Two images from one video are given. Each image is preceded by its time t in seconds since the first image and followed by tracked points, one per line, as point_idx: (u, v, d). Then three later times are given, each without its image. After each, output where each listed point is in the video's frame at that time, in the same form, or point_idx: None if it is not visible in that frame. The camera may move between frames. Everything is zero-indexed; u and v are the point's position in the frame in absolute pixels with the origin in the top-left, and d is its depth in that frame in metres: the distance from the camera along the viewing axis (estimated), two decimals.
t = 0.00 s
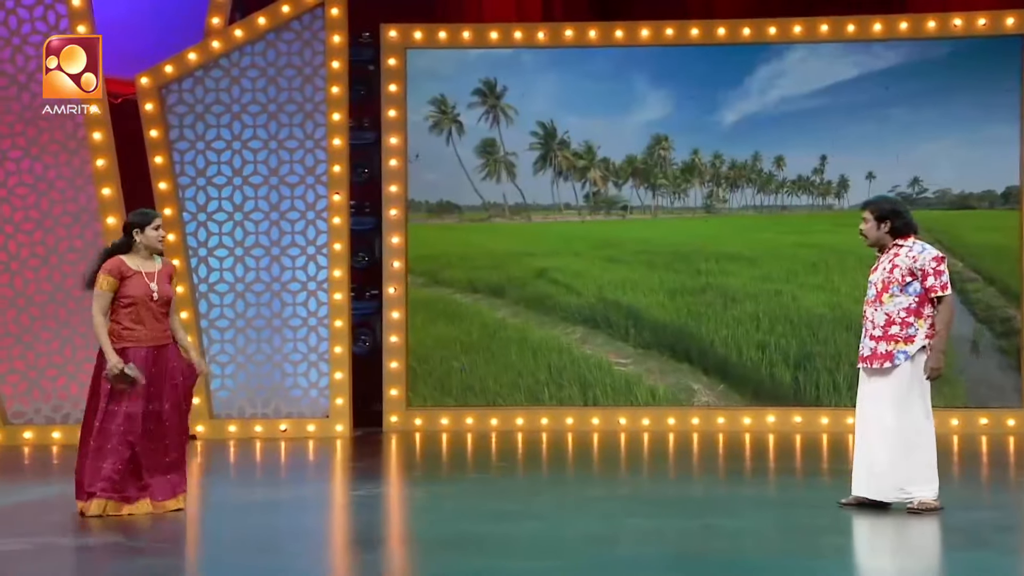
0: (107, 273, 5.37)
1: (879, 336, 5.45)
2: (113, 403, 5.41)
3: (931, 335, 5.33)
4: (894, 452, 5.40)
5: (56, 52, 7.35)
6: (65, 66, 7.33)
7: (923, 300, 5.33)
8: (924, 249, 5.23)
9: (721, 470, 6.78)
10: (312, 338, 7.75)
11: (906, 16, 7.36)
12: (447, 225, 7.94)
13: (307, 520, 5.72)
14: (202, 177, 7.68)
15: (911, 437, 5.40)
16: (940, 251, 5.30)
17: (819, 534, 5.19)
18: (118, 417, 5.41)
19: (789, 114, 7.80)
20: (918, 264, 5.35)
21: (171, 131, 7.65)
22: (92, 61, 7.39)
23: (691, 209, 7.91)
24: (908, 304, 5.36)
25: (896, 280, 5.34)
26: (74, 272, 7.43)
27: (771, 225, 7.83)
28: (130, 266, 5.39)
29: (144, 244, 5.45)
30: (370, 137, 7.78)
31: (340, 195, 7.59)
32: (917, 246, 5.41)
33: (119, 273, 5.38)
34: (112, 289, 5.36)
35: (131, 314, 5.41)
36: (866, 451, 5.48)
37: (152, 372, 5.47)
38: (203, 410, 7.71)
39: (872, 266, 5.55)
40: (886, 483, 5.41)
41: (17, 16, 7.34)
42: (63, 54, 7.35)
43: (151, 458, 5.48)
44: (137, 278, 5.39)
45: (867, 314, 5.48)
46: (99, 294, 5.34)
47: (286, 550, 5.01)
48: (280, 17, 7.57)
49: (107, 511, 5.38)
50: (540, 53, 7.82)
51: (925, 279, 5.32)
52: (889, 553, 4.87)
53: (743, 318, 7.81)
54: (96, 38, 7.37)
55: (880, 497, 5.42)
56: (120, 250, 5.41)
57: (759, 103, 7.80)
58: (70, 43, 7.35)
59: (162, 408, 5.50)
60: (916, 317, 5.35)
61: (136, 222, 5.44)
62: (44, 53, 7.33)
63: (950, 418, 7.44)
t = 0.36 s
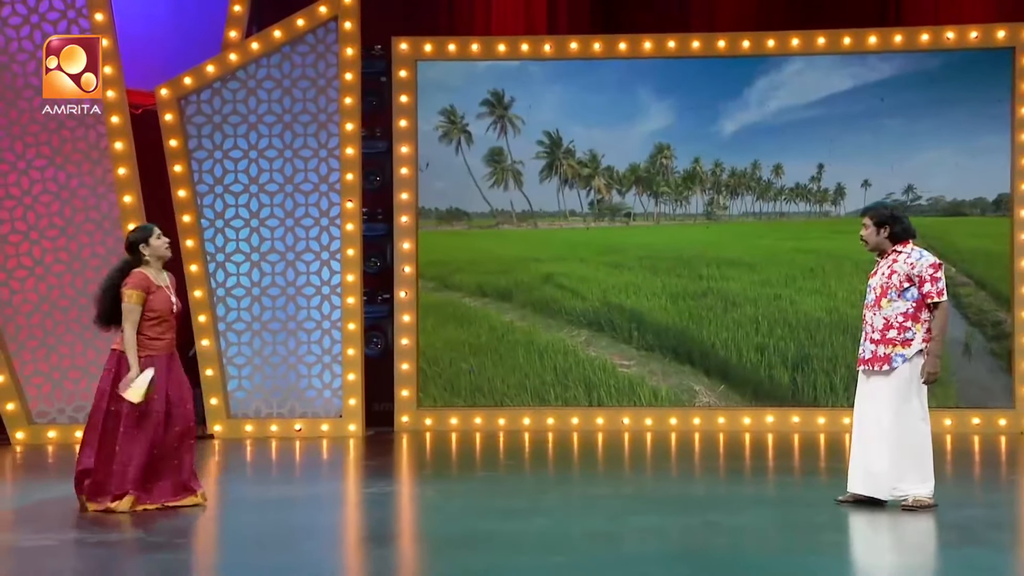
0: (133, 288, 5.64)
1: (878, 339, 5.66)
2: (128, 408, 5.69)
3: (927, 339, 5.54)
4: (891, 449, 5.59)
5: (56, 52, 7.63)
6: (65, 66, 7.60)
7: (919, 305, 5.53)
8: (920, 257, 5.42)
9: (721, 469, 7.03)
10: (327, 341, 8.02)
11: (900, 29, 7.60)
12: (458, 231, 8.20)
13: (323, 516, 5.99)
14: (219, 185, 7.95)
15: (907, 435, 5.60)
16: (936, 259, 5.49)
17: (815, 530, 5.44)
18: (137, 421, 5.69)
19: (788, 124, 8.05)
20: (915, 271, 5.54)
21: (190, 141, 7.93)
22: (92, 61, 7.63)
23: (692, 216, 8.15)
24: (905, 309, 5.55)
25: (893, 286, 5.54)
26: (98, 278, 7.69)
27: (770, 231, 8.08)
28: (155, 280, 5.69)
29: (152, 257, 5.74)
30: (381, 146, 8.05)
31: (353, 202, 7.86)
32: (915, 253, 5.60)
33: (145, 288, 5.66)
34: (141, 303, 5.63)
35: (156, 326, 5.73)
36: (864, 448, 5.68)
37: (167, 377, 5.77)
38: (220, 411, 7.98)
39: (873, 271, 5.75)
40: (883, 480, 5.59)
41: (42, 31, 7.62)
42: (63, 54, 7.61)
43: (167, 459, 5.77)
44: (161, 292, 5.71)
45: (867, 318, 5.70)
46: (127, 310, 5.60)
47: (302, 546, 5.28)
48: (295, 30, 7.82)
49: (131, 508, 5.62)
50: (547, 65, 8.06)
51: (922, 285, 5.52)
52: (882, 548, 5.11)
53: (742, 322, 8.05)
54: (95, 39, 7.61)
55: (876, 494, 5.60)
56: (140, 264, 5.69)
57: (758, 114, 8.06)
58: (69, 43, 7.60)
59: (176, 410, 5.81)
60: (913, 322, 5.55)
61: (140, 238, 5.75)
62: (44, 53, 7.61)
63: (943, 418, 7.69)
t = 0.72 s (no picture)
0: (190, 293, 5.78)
1: (872, 338, 5.74)
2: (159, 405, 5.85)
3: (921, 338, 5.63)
4: (888, 448, 5.68)
5: (55, 52, 7.71)
6: (65, 66, 7.68)
7: (914, 305, 5.61)
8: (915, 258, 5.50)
9: (718, 468, 7.12)
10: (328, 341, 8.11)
11: (895, 33, 7.67)
12: (458, 232, 8.29)
13: (325, 514, 6.07)
14: (222, 187, 8.04)
15: (903, 434, 5.68)
16: (930, 259, 5.57)
17: (810, 528, 5.52)
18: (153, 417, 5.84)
19: (785, 126, 8.14)
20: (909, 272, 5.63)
21: (193, 143, 8.02)
22: (92, 62, 7.70)
23: (689, 218, 8.24)
24: (899, 309, 5.64)
25: (888, 286, 5.62)
26: (102, 278, 7.78)
27: (766, 232, 8.17)
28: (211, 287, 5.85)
29: (206, 262, 5.88)
30: (383, 149, 8.14)
31: (354, 203, 7.96)
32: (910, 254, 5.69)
33: (200, 293, 5.81)
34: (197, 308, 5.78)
35: (207, 332, 5.88)
36: (861, 446, 5.77)
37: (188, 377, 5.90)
38: (222, 410, 8.05)
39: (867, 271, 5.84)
40: (881, 478, 5.69)
41: (47, 34, 7.72)
42: (63, 54, 7.69)
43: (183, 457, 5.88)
44: (214, 299, 5.87)
45: (861, 317, 5.78)
46: (186, 313, 5.73)
47: (304, 544, 5.36)
48: (296, 33, 7.91)
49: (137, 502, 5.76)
50: (546, 67, 8.14)
51: (916, 286, 5.60)
52: (876, 546, 5.20)
53: (739, 322, 8.13)
54: (95, 38, 7.68)
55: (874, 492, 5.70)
56: (196, 269, 5.83)
57: (755, 116, 8.14)
58: (69, 43, 7.68)
59: (200, 411, 5.98)
60: (907, 322, 5.63)
61: (196, 242, 5.88)
62: (44, 53, 7.69)
63: (937, 417, 7.77)
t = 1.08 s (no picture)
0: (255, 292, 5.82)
1: (869, 340, 5.73)
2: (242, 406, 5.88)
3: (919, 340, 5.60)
4: (887, 450, 5.68)
5: (56, 53, 7.71)
6: (65, 66, 7.69)
7: (911, 307, 5.59)
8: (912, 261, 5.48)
9: (718, 469, 7.13)
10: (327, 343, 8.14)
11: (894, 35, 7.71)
12: (457, 234, 8.29)
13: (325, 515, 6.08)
14: (221, 189, 8.04)
15: (902, 436, 5.67)
16: (927, 262, 5.55)
17: (808, 530, 5.54)
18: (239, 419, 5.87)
19: (784, 128, 8.14)
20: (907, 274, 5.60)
21: (192, 145, 8.01)
22: (92, 62, 7.71)
23: (689, 220, 8.23)
24: (896, 311, 5.62)
25: (885, 289, 5.60)
26: (101, 280, 7.79)
27: (766, 234, 8.16)
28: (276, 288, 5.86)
29: (273, 262, 5.88)
30: (381, 151, 8.19)
31: (353, 206, 7.97)
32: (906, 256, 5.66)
33: (265, 292, 5.83)
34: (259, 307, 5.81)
35: (273, 330, 5.91)
36: (860, 449, 5.76)
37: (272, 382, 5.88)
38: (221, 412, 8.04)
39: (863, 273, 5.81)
40: (880, 480, 5.69)
41: (46, 36, 7.71)
42: (63, 55, 7.70)
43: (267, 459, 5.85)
44: (280, 299, 5.88)
45: (858, 319, 5.76)
46: (247, 313, 5.79)
47: (306, 545, 5.36)
48: (295, 36, 7.92)
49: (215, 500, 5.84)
50: (545, 70, 8.14)
51: (913, 288, 5.58)
52: (874, 548, 5.22)
53: (738, 324, 8.13)
54: (95, 38, 7.68)
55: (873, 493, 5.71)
56: (262, 270, 5.85)
57: (754, 118, 8.15)
58: (69, 43, 7.69)
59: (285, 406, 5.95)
60: (904, 324, 5.61)
61: (265, 242, 5.87)
62: (44, 54, 7.69)
63: (937, 420, 7.78)
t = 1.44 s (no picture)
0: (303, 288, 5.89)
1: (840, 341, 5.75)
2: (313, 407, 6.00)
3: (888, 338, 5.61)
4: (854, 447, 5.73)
5: (56, 53, 7.67)
6: (66, 67, 7.67)
7: (878, 306, 5.62)
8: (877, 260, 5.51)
9: (688, 468, 7.16)
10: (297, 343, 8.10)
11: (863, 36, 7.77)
12: (428, 234, 8.27)
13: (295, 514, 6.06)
14: (190, 188, 8.04)
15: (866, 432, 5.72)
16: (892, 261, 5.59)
17: (777, 529, 5.55)
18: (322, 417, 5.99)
19: (754, 129, 8.17)
20: (872, 273, 5.63)
21: (161, 144, 8.01)
22: (92, 62, 7.80)
23: (659, 220, 8.25)
24: (865, 311, 5.65)
25: (852, 289, 5.63)
26: (68, 280, 7.76)
27: (736, 233, 8.21)
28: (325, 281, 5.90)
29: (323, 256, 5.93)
30: (352, 151, 8.07)
31: (325, 206, 7.89)
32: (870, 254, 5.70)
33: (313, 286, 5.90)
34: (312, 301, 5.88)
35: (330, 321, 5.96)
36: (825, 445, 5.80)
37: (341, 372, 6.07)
38: (190, 412, 8.02)
39: (829, 273, 5.82)
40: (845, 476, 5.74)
41: (13, 35, 7.67)
42: (63, 55, 7.69)
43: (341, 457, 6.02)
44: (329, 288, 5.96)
45: (828, 320, 5.77)
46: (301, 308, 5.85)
47: (272, 545, 5.35)
48: (266, 35, 7.91)
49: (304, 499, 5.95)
50: (516, 69, 8.14)
51: (880, 286, 5.61)
52: (840, 546, 5.24)
53: (709, 324, 8.16)
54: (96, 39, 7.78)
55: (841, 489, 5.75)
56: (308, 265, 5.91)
57: (724, 119, 8.16)
58: (70, 43, 7.70)
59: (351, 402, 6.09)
60: (873, 323, 5.65)
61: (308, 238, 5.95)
62: (45, 53, 7.66)
63: (905, 418, 7.89)
